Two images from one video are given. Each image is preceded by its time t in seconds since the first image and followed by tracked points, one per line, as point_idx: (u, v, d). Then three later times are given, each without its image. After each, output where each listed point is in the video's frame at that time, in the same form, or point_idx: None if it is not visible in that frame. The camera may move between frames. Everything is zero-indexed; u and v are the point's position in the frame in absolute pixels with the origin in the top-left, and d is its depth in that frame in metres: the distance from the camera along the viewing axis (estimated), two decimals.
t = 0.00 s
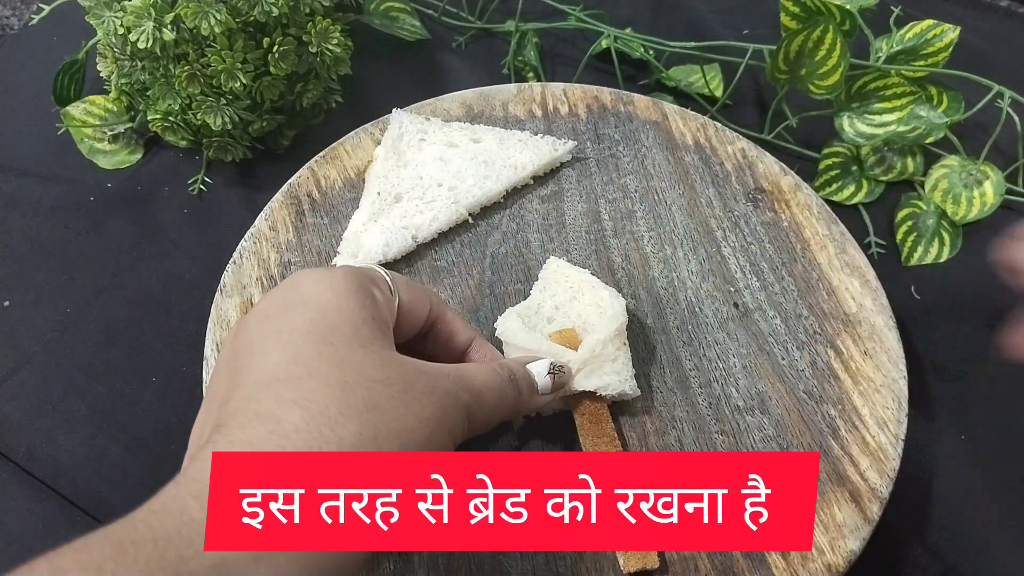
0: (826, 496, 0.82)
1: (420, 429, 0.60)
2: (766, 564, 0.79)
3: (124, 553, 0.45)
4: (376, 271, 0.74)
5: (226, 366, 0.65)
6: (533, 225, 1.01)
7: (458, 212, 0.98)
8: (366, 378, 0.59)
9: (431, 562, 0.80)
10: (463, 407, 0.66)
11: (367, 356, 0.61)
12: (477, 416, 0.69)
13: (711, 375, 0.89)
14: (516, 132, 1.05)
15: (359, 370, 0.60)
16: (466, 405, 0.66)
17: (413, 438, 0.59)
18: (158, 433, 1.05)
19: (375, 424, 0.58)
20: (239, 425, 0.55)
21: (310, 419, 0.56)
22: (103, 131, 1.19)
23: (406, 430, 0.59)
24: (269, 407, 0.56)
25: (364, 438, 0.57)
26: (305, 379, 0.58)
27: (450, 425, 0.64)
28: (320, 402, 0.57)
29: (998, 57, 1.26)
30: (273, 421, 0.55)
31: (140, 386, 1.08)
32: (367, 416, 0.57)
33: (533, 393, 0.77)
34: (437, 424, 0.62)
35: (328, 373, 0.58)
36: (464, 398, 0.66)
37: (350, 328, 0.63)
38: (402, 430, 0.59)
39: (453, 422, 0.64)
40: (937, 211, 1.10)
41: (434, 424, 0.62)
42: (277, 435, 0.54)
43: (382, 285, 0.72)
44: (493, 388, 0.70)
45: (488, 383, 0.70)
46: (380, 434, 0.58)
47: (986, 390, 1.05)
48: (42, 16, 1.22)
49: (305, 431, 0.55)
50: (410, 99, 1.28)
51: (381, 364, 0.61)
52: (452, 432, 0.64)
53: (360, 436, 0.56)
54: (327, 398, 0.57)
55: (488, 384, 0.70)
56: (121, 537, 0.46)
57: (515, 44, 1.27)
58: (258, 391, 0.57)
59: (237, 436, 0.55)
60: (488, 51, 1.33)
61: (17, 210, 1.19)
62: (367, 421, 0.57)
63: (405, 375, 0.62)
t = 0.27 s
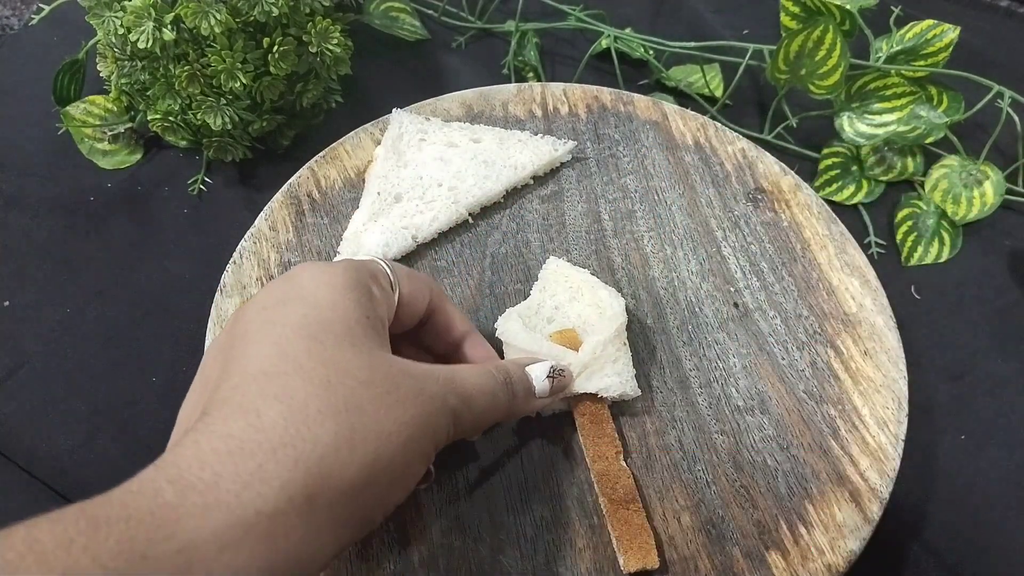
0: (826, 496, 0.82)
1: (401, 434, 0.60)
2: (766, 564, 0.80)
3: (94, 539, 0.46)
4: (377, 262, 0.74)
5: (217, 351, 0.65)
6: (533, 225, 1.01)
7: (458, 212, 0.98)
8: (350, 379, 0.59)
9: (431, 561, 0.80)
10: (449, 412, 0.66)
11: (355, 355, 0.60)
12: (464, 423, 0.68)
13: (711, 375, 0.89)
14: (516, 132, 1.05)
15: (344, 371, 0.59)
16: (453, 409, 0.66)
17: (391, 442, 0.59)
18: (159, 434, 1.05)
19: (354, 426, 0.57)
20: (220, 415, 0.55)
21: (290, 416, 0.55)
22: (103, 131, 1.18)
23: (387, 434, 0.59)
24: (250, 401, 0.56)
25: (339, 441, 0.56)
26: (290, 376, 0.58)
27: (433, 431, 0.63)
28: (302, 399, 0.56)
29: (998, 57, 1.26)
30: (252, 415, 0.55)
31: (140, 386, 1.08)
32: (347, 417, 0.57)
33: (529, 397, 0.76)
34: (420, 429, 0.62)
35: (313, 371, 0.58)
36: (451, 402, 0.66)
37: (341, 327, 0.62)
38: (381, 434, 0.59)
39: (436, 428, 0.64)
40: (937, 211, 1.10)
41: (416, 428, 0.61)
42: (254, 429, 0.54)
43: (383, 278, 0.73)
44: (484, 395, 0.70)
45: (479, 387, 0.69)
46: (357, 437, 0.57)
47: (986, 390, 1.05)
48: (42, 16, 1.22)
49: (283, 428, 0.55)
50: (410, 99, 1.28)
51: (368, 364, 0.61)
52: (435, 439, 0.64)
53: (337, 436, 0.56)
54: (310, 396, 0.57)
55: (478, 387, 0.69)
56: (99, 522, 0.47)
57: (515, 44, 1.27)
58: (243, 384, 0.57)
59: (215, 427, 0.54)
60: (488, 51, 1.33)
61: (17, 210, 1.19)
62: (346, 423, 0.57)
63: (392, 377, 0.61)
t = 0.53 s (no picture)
0: (826, 496, 0.82)
1: (369, 427, 0.59)
2: (766, 564, 0.80)
3: (50, 473, 0.48)
4: (381, 248, 0.77)
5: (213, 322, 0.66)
6: (533, 225, 1.01)
7: (458, 212, 0.98)
8: (331, 365, 0.59)
9: (431, 561, 0.80)
10: (430, 410, 0.65)
11: (342, 341, 0.61)
12: (445, 424, 0.67)
13: (711, 375, 0.89)
14: (516, 132, 1.04)
15: (326, 356, 0.59)
16: (436, 406, 0.65)
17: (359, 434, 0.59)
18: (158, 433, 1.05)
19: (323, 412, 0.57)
20: (200, 383, 0.56)
21: (265, 392, 0.56)
22: (103, 131, 1.17)
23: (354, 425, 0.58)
24: (232, 374, 0.57)
25: (302, 424, 0.56)
26: (275, 355, 0.58)
27: (405, 428, 0.62)
28: (281, 377, 0.57)
29: (998, 56, 1.26)
30: (228, 386, 0.56)
31: (140, 385, 1.08)
32: (317, 401, 0.57)
33: (524, 397, 0.78)
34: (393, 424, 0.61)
35: (297, 353, 0.59)
36: (433, 401, 0.65)
37: (335, 313, 0.63)
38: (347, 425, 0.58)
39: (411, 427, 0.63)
40: (937, 211, 1.10)
41: (387, 424, 0.60)
42: (228, 400, 0.55)
43: (387, 267, 0.75)
44: (468, 395, 0.69)
45: (468, 387, 0.69)
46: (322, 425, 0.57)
47: (986, 390, 1.05)
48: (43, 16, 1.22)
49: (255, 404, 0.55)
50: (410, 98, 1.28)
51: (352, 352, 0.61)
52: (407, 437, 0.63)
53: (304, 419, 0.56)
54: (288, 376, 0.57)
55: (467, 387, 0.69)
56: (64, 455, 0.50)
57: (515, 44, 1.26)
58: (230, 356, 0.58)
59: (194, 392, 0.55)
60: (488, 51, 1.33)
61: (17, 209, 1.19)
62: (316, 407, 0.57)
63: (371, 369, 0.61)
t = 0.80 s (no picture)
0: (826, 496, 0.82)
1: (337, 371, 0.58)
2: (766, 564, 0.80)
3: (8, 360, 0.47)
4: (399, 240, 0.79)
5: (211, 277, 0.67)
6: (533, 225, 1.01)
7: (458, 212, 0.98)
8: (312, 308, 0.59)
9: (431, 561, 0.80)
10: (404, 376, 0.64)
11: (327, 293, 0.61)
12: (419, 394, 0.67)
13: (711, 375, 0.89)
14: (516, 132, 1.04)
15: (307, 301, 0.59)
16: (414, 376, 0.65)
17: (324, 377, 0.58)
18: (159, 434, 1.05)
19: (294, 348, 0.56)
20: (178, 304, 0.56)
21: (241, 319, 0.55)
22: (103, 131, 1.17)
23: (322, 368, 0.58)
24: (211, 303, 0.56)
25: (270, 352, 0.55)
26: (258, 293, 0.58)
27: (374, 388, 0.61)
28: (260, 309, 0.57)
29: (999, 56, 1.26)
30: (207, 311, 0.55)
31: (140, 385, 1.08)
32: (289, 338, 0.56)
33: (512, 385, 0.78)
34: (362, 377, 0.60)
35: (280, 294, 0.59)
36: (409, 368, 0.64)
37: (324, 273, 0.63)
38: (315, 366, 0.57)
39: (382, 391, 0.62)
40: (937, 211, 1.10)
41: (357, 377, 0.60)
42: (202, 318, 0.54)
43: (396, 255, 0.76)
44: (450, 371, 0.68)
45: (449, 362, 0.68)
46: (291, 361, 0.56)
47: (986, 390, 1.05)
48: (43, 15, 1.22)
49: (229, 327, 0.55)
50: (410, 98, 1.28)
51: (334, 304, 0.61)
52: (375, 398, 0.62)
53: (275, 349, 0.56)
54: (267, 310, 0.57)
55: (450, 363, 0.68)
56: (26, 342, 0.49)
57: (516, 44, 1.26)
58: (215, 292, 0.58)
59: (170, 310, 0.55)
60: (488, 51, 1.33)
61: (17, 210, 1.19)
62: (289, 343, 0.56)
63: (350, 323, 0.61)
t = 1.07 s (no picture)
0: (826, 495, 0.82)
1: (337, 371, 0.58)
2: (766, 564, 0.80)
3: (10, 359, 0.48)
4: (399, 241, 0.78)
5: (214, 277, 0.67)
6: (533, 225, 1.01)
7: (458, 212, 0.98)
8: (312, 306, 0.59)
9: (431, 561, 0.80)
10: (404, 376, 0.64)
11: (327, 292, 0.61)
12: (419, 394, 0.67)
13: (711, 376, 0.89)
14: (516, 132, 1.05)
15: (307, 299, 0.59)
16: (412, 376, 0.65)
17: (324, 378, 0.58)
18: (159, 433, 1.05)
19: (293, 348, 0.56)
20: (178, 304, 0.56)
21: (243, 319, 0.56)
22: (103, 131, 1.17)
23: (322, 367, 0.58)
24: (211, 304, 0.56)
25: (270, 352, 0.55)
26: (258, 292, 0.58)
27: (374, 387, 0.61)
28: (260, 308, 0.57)
29: (999, 57, 1.26)
30: (207, 310, 0.55)
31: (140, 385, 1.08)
32: (290, 337, 0.57)
33: (512, 385, 0.78)
34: (361, 376, 0.60)
35: (280, 292, 0.59)
36: (408, 368, 0.64)
37: (324, 274, 0.63)
38: (315, 366, 0.57)
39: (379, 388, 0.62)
40: (937, 211, 1.10)
41: (356, 376, 0.60)
42: (202, 318, 0.54)
43: (395, 256, 0.76)
44: (450, 371, 0.68)
45: (449, 361, 0.68)
46: (291, 360, 0.56)
47: (986, 390, 1.05)
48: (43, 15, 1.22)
49: (230, 327, 0.55)
50: (410, 98, 1.28)
51: (334, 302, 0.61)
52: (374, 397, 0.62)
53: (275, 349, 0.56)
54: (268, 309, 0.57)
55: (450, 360, 0.69)
56: (30, 342, 0.49)
57: (516, 44, 1.26)
58: (216, 291, 0.58)
59: (171, 310, 0.55)
60: (488, 51, 1.33)
61: (16, 210, 1.19)
62: (289, 343, 0.56)
63: (350, 322, 0.61)
